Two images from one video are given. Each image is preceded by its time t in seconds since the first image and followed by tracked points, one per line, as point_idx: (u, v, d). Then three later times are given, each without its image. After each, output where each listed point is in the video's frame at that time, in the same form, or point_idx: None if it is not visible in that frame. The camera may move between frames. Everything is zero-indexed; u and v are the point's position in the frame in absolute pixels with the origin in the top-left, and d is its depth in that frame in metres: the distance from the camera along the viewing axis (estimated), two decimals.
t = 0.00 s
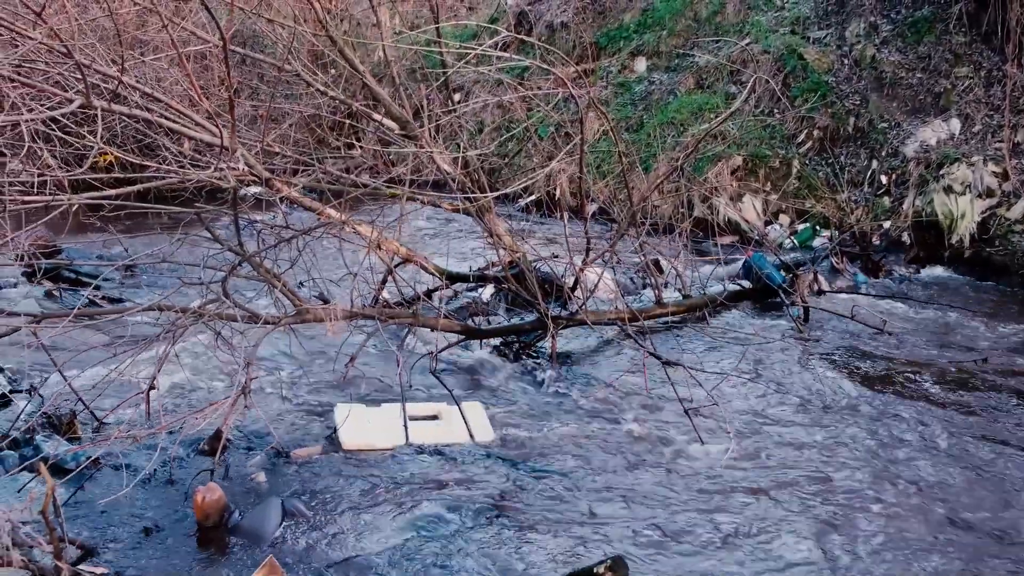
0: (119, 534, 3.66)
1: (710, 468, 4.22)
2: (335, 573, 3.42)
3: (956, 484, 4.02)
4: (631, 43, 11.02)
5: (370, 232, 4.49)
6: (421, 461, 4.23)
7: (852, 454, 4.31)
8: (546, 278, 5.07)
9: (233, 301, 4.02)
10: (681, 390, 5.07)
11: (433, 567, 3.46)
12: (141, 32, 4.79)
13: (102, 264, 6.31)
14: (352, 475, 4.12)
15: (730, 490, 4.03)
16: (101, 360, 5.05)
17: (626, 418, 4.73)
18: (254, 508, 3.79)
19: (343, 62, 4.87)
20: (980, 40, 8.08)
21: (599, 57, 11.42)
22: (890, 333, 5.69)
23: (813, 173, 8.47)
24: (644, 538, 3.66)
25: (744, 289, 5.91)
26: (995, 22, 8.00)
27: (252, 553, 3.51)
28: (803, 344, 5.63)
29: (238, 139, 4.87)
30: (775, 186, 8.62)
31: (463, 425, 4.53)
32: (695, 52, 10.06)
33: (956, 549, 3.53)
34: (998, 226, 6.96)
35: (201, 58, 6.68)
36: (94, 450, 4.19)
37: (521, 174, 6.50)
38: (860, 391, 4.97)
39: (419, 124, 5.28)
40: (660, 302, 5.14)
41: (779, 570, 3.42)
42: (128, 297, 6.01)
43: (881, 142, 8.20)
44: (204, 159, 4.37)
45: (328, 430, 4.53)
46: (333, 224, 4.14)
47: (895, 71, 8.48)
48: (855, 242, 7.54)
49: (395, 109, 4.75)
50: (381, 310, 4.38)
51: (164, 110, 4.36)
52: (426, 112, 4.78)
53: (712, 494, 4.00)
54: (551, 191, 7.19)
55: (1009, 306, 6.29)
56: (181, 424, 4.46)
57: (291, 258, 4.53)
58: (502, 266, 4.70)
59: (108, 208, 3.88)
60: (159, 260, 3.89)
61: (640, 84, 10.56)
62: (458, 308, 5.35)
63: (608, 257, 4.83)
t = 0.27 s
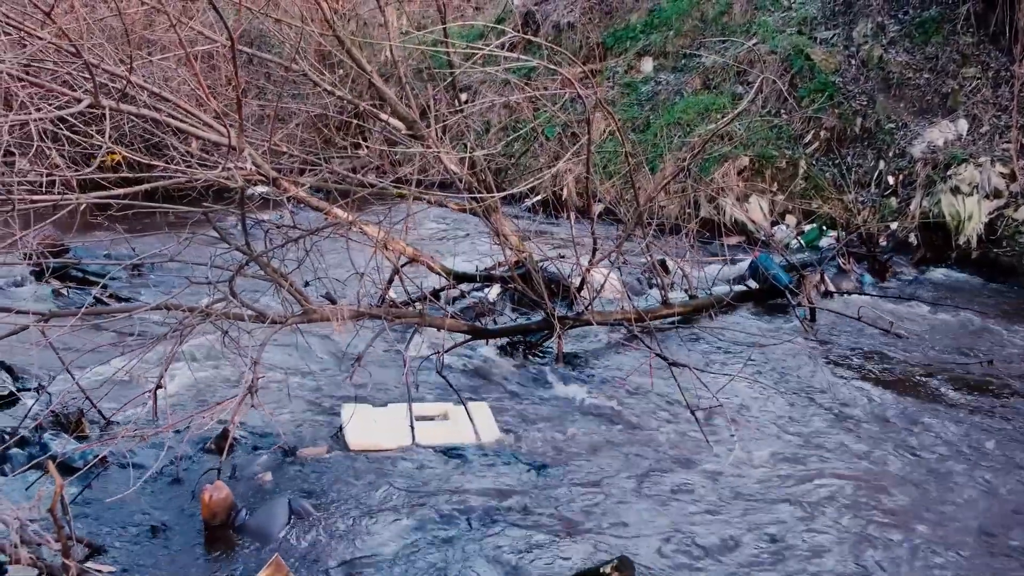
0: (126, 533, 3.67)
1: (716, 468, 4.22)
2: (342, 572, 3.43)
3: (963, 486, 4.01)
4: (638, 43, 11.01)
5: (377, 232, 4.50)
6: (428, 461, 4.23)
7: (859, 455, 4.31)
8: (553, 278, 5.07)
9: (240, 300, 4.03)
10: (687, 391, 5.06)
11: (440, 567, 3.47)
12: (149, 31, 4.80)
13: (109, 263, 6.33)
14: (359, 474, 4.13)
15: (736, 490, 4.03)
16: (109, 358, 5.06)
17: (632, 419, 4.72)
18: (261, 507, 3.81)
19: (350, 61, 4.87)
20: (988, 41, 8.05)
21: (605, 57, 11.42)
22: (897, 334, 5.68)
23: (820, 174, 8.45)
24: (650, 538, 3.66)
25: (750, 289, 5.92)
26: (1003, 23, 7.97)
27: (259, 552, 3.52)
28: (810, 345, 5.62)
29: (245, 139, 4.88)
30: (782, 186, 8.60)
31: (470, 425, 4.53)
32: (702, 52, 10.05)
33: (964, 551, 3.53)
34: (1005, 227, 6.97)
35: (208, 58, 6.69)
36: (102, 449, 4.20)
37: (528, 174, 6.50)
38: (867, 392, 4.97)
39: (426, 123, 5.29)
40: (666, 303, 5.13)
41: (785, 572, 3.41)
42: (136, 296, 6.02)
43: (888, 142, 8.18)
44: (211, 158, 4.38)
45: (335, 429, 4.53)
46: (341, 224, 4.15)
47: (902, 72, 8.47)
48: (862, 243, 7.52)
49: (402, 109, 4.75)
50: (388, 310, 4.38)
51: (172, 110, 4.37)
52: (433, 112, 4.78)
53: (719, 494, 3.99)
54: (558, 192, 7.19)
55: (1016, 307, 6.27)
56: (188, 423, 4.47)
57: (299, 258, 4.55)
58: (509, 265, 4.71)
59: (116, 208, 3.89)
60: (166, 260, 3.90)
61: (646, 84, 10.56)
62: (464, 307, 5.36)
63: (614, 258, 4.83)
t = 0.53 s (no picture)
0: (134, 531, 3.68)
1: (723, 468, 4.22)
2: (349, 571, 3.43)
3: (970, 487, 4.00)
4: (645, 43, 11.01)
5: (384, 232, 4.51)
6: (435, 460, 4.24)
7: (866, 455, 4.30)
8: (560, 278, 5.07)
9: (248, 300, 4.04)
10: (694, 391, 5.07)
11: (447, 567, 3.47)
12: (158, 31, 4.82)
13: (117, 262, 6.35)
14: (366, 474, 4.14)
15: (743, 490, 4.03)
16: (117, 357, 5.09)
17: (638, 420, 4.72)
18: (268, 507, 3.81)
19: (358, 61, 4.88)
20: (997, 41, 8.03)
21: (612, 57, 11.41)
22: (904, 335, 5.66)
23: (828, 175, 8.43)
24: (657, 539, 3.66)
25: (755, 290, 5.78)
26: (1012, 23, 7.96)
27: (267, 551, 3.53)
28: (817, 345, 5.62)
29: (253, 139, 4.89)
30: (788, 187, 8.63)
31: (476, 424, 4.54)
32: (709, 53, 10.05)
33: (971, 552, 3.52)
34: (1014, 228, 6.90)
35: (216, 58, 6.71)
36: (110, 448, 4.22)
37: (536, 174, 6.50)
38: (874, 393, 4.96)
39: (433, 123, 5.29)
40: (673, 303, 5.13)
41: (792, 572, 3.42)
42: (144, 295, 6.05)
43: (896, 143, 8.17)
44: (220, 158, 4.40)
45: (342, 429, 4.54)
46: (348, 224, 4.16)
47: (910, 72, 8.46)
48: (869, 243, 7.51)
49: (409, 109, 4.76)
50: (395, 310, 4.39)
51: (180, 110, 4.39)
52: (440, 112, 4.79)
53: (726, 494, 4.00)
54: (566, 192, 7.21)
55: None
56: (196, 422, 4.49)
57: (306, 258, 4.56)
58: (516, 266, 4.71)
59: (125, 208, 3.91)
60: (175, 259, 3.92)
61: (654, 84, 10.55)
62: (471, 308, 5.36)
63: (621, 258, 4.83)
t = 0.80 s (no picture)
0: (142, 530, 3.70)
1: (730, 469, 4.22)
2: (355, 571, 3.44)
3: (977, 488, 4.00)
4: (652, 43, 11.01)
5: (391, 232, 4.52)
6: (442, 460, 4.25)
7: (873, 456, 4.30)
8: (566, 278, 5.08)
9: (255, 300, 4.05)
10: (702, 391, 5.07)
11: (453, 566, 3.48)
12: (165, 31, 4.84)
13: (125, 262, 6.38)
14: (374, 473, 4.15)
15: (749, 490, 4.03)
16: (125, 357, 5.10)
17: (645, 420, 4.72)
18: (275, 506, 3.83)
19: (365, 61, 4.89)
20: (1005, 41, 8.02)
21: (619, 57, 11.41)
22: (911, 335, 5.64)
23: (835, 175, 8.40)
24: (663, 538, 3.66)
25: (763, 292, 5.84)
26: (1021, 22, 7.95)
27: (274, 550, 3.54)
28: (823, 346, 5.61)
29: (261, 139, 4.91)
30: (796, 187, 8.57)
31: (483, 424, 4.55)
32: (716, 53, 10.04)
33: (978, 553, 3.52)
34: (1022, 229, 6.82)
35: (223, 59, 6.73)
36: (118, 447, 4.23)
37: (543, 175, 6.49)
38: (881, 393, 4.96)
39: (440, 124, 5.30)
40: (680, 304, 5.12)
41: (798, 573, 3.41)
42: (152, 294, 6.06)
43: (903, 143, 8.15)
44: (227, 158, 4.41)
45: (350, 428, 4.55)
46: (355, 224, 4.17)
47: (917, 72, 8.45)
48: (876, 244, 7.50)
49: (416, 109, 4.77)
50: (402, 309, 4.40)
51: (188, 110, 4.40)
52: (447, 112, 4.80)
53: (732, 494, 4.00)
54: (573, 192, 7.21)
55: None
56: (203, 421, 4.50)
57: (314, 258, 4.57)
58: (522, 266, 4.72)
59: (133, 208, 3.93)
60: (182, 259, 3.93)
61: (660, 84, 10.55)
62: (478, 307, 5.37)
63: (628, 258, 4.83)
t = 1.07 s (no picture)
0: (154, 528, 3.71)
1: (740, 469, 4.21)
2: (366, 570, 3.45)
3: (990, 489, 3.99)
4: (662, 43, 11.00)
5: (401, 231, 4.53)
6: (453, 459, 4.25)
7: (884, 457, 4.29)
8: (576, 278, 5.07)
9: (265, 299, 4.06)
10: (712, 391, 5.06)
11: (464, 565, 3.48)
12: (176, 31, 4.85)
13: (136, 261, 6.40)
14: (385, 473, 4.15)
15: (761, 490, 4.02)
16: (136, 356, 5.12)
17: (656, 420, 4.72)
18: (287, 504, 3.84)
19: (374, 61, 4.89)
20: (1017, 40, 7.97)
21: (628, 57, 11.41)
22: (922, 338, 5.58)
23: (845, 175, 8.36)
24: (675, 538, 3.66)
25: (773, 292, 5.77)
26: None
27: (285, 549, 3.55)
28: (834, 346, 5.60)
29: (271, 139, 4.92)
30: (806, 188, 8.54)
31: (493, 423, 4.55)
32: (726, 53, 10.03)
33: (990, 555, 3.51)
34: None
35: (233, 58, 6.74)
36: (130, 445, 4.25)
37: (553, 175, 6.49)
38: (891, 394, 4.95)
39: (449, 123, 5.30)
40: (689, 304, 5.12)
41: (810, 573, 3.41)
42: (162, 294, 6.08)
43: (913, 143, 8.13)
44: (238, 158, 4.42)
45: (360, 427, 4.56)
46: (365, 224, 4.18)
47: (928, 72, 8.42)
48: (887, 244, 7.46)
49: (426, 109, 4.77)
50: (412, 309, 4.41)
51: (199, 110, 4.41)
52: (457, 112, 4.80)
53: (743, 494, 3.99)
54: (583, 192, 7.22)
55: None
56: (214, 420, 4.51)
57: (324, 257, 4.58)
58: (532, 266, 4.72)
59: (144, 207, 3.94)
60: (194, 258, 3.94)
61: (670, 84, 10.55)
62: (488, 307, 5.37)
63: (638, 258, 4.83)
